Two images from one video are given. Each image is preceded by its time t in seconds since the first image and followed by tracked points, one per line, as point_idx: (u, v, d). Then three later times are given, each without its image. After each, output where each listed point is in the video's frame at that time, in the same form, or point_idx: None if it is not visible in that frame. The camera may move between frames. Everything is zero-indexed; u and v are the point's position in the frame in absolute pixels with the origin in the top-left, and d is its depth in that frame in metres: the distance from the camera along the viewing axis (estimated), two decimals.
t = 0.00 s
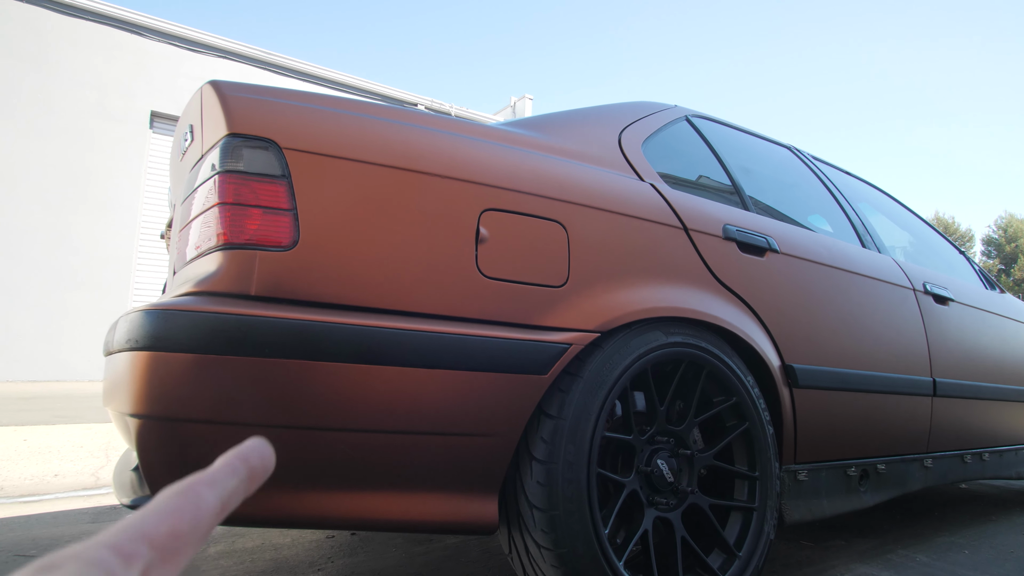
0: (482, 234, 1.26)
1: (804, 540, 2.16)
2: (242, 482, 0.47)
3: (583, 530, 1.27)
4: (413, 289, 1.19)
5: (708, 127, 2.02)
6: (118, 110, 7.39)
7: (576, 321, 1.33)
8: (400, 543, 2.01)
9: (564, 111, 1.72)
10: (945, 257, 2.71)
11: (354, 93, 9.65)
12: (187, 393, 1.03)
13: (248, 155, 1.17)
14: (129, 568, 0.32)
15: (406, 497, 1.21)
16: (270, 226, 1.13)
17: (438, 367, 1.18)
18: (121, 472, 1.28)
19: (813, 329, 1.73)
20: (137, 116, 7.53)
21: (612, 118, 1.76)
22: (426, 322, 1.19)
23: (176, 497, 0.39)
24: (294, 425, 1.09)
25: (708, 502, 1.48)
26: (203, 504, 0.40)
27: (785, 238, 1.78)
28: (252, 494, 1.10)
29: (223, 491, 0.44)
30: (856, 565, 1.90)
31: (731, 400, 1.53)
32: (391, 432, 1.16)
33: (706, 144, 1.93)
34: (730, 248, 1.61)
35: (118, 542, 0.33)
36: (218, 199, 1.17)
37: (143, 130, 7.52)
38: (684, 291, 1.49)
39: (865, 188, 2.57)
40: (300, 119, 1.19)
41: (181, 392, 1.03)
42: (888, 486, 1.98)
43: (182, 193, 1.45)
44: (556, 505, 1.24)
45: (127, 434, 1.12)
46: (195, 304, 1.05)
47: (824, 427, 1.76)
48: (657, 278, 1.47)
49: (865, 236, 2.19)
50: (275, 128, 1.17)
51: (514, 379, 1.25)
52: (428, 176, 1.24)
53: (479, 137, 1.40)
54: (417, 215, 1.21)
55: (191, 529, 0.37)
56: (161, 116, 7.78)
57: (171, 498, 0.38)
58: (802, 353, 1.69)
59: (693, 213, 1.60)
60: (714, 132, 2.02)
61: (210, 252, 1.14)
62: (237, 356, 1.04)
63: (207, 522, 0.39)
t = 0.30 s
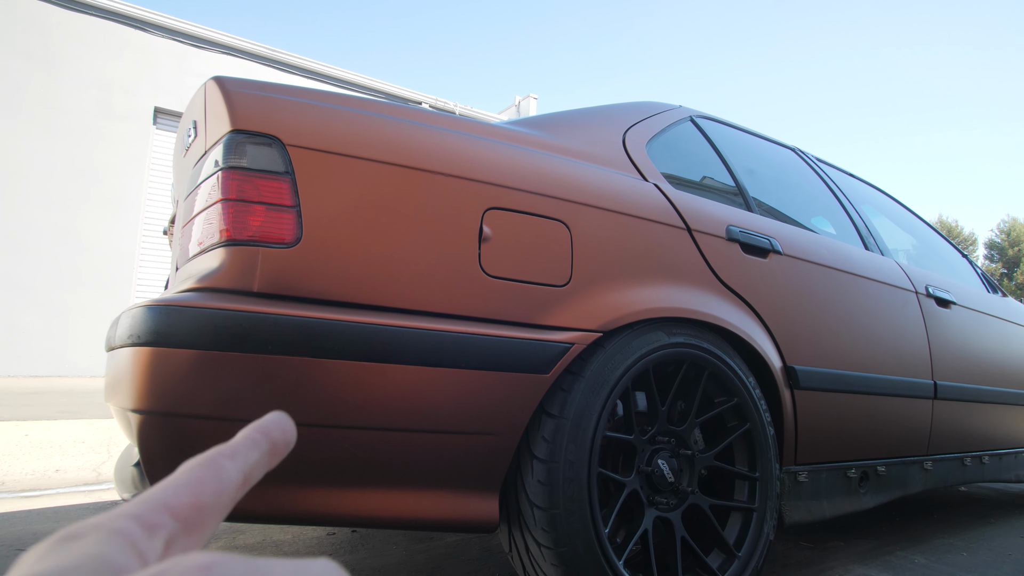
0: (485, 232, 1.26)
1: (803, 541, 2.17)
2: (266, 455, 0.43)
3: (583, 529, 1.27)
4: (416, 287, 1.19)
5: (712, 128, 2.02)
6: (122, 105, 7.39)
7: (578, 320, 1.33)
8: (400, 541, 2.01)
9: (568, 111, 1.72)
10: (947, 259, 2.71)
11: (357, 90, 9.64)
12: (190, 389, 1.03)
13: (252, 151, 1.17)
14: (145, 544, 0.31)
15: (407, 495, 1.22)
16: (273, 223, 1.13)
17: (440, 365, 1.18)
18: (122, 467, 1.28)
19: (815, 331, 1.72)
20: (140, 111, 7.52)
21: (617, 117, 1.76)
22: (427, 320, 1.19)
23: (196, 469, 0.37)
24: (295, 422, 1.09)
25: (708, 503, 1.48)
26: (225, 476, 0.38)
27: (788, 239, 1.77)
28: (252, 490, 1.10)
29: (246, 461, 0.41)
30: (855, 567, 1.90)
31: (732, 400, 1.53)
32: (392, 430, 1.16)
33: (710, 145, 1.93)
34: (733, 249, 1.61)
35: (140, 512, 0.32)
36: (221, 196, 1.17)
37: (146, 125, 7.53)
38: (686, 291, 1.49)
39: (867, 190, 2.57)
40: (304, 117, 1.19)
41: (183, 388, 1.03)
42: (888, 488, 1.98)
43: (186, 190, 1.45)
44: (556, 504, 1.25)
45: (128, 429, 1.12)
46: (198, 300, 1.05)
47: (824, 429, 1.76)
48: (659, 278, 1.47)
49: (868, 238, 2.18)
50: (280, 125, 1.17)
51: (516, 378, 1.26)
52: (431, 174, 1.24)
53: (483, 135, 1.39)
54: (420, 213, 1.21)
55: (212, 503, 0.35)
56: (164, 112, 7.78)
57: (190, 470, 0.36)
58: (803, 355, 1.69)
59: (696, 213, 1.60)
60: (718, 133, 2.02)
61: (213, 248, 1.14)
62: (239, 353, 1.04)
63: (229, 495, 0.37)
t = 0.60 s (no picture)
0: (485, 233, 1.26)
1: (802, 542, 2.16)
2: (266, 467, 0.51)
3: (583, 530, 1.26)
4: (415, 288, 1.18)
5: (712, 129, 2.02)
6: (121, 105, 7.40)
7: (578, 321, 1.33)
8: (399, 542, 2.01)
9: (568, 111, 1.72)
10: (947, 261, 2.71)
11: (357, 91, 9.64)
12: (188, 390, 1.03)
13: (251, 152, 1.17)
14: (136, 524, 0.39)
15: (406, 497, 1.21)
16: (272, 223, 1.12)
17: (440, 366, 1.18)
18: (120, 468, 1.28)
19: (815, 332, 1.72)
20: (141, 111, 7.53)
21: (616, 118, 1.76)
22: (427, 321, 1.19)
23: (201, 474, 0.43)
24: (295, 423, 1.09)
25: (708, 504, 1.48)
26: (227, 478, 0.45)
27: (788, 240, 1.77)
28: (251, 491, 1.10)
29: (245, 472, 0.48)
30: (855, 568, 1.90)
31: (731, 402, 1.53)
32: (391, 432, 1.16)
33: (710, 146, 1.93)
34: (733, 250, 1.61)
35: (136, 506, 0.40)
36: (220, 196, 1.16)
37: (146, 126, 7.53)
38: (686, 292, 1.49)
39: (867, 191, 2.57)
40: (304, 117, 1.19)
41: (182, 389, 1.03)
42: (888, 489, 1.98)
43: (185, 191, 1.45)
44: (556, 506, 1.24)
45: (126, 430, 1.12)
46: (197, 301, 1.05)
47: (824, 431, 1.76)
48: (659, 279, 1.47)
49: (868, 239, 2.18)
50: (279, 126, 1.17)
51: (516, 379, 1.25)
52: (431, 174, 1.24)
53: (483, 136, 1.39)
54: (419, 214, 1.21)
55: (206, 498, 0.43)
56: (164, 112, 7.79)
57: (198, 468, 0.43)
58: (804, 355, 1.69)
59: (696, 214, 1.60)
60: (718, 134, 2.02)
61: (213, 249, 1.14)
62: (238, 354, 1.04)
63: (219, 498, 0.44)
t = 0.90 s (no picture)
0: (490, 235, 1.28)
1: (813, 550, 2.14)
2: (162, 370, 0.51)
3: (586, 533, 1.27)
4: (419, 290, 1.20)
5: (719, 131, 2.02)
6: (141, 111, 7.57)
7: (583, 324, 1.33)
8: (406, 541, 2.02)
9: (574, 115, 1.73)
10: (963, 265, 2.67)
11: (370, 96, 9.75)
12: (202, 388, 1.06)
13: (263, 156, 1.19)
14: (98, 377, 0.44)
15: (410, 495, 1.23)
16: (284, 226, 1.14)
17: (444, 366, 1.20)
18: (134, 463, 1.31)
19: (823, 336, 1.71)
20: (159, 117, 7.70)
21: (622, 121, 1.77)
22: (431, 322, 1.20)
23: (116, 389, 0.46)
24: (305, 421, 1.12)
25: (713, 509, 1.47)
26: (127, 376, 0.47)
27: (796, 243, 1.76)
28: (260, 487, 1.12)
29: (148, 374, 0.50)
30: None
31: (738, 406, 1.52)
32: (396, 430, 1.18)
33: (717, 149, 1.93)
34: (740, 254, 1.61)
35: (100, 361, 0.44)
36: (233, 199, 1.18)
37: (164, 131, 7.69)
38: (692, 295, 1.49)
39: (879, 194, 2.54)
40: (312, 121, 1.22)
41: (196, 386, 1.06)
42: (899, 497, 1.95)
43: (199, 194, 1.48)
44: (559, 508, 1.25)
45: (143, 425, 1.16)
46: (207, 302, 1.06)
47: (833, 437, 1.74)
48: (665, 282, 1.47)
49: (879, 243, 2.16)
50: (288, 130, 1.20)
51: (520, 380, 1.26)
52: (436, 177, 1.26)
53: (488, 139, 1.41)
54: (424, 216, 1.23)
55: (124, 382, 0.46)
56: (181, 117, 7.95)
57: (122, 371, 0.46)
58: (812, 360, 1.67)
59: (701, 217, 1.60)
60: (725, 137, 2.02)
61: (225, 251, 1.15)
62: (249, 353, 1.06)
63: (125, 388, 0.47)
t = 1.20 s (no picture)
0: (498, 246, 1.28)
1: (814, 557, 2.15)
2: None
3: (592, 543, 1.27)
4: (426, 300, 1.20)
5: (724, 141, 2.03)
6: (140, 113, 7.50)
7: (589, 334, 1.34)
8: (408, 551, 2.02)
9: (581, 124, 1.74)
10: (961, 274, 2.69)
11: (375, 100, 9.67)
12: (205, 399, 1.05)
13: (270, 165, 1.19)
14: None
15: (416, 506, 1.22)
16: (290, 235, 1.14)
17: (451, 377, 1.19)
18: (135, 474, 1.30)
19: (826, 346, 1.72)
20: (160, 119, 7.62)
21: (628, 131, 1.77)
22: (438, 333, 1.20)
23: None
24: (309, 432, 1.11)
25: (718, 518, 1.48)
26: None
27: (800, 253, 1.77)
28: (264, 498, 1.12)
29: None
30: None
31: (742, 416, 1.53)
32: (403, 442, 1.17)
33: (722, 159, 1.93)
34: (744, 264, 1.61)
35: None
36: (239, 208, 1.19)
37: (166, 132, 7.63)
38: (697, 305, 1.49)
39: (880, 203, 2.56)
40: (322, 131, 1.22)
41: (199, 397, 1.05)
42: (900, 504, 1.96)
43: (204, 202, 1.48)
44: (565, 518, 1.25)
45: (144, 437, 1.14)
46: (214, 311, 1.07)
47: (835, 445, 1.75)
48: (670, 292, 1.48)
49: (880, 252, 2.18)
50: (297, 140, 1.20)
51: (526, 390, 1.26)
52: (445, 188, 1.26)
53: (496, 149, 1.41)
54: (433, 227, 1.22)
55: None
56: (184, 119, 7.89)
57: None
58: (815, 369, 1.68)
59: (707, 227, 1.60)
60: (730, 147, 2.02)
61: (231, 260, 1.16)
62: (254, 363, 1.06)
63: None
